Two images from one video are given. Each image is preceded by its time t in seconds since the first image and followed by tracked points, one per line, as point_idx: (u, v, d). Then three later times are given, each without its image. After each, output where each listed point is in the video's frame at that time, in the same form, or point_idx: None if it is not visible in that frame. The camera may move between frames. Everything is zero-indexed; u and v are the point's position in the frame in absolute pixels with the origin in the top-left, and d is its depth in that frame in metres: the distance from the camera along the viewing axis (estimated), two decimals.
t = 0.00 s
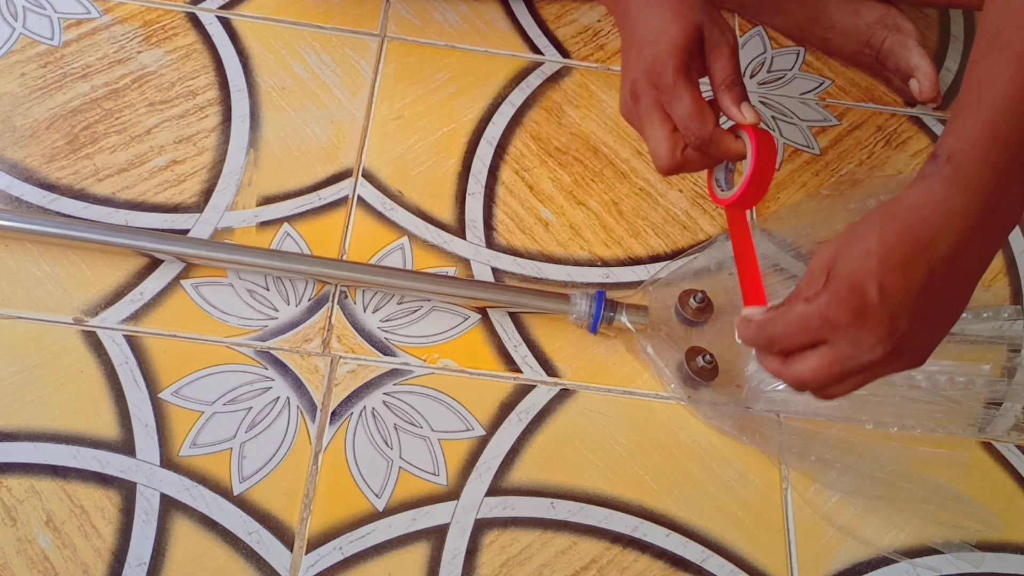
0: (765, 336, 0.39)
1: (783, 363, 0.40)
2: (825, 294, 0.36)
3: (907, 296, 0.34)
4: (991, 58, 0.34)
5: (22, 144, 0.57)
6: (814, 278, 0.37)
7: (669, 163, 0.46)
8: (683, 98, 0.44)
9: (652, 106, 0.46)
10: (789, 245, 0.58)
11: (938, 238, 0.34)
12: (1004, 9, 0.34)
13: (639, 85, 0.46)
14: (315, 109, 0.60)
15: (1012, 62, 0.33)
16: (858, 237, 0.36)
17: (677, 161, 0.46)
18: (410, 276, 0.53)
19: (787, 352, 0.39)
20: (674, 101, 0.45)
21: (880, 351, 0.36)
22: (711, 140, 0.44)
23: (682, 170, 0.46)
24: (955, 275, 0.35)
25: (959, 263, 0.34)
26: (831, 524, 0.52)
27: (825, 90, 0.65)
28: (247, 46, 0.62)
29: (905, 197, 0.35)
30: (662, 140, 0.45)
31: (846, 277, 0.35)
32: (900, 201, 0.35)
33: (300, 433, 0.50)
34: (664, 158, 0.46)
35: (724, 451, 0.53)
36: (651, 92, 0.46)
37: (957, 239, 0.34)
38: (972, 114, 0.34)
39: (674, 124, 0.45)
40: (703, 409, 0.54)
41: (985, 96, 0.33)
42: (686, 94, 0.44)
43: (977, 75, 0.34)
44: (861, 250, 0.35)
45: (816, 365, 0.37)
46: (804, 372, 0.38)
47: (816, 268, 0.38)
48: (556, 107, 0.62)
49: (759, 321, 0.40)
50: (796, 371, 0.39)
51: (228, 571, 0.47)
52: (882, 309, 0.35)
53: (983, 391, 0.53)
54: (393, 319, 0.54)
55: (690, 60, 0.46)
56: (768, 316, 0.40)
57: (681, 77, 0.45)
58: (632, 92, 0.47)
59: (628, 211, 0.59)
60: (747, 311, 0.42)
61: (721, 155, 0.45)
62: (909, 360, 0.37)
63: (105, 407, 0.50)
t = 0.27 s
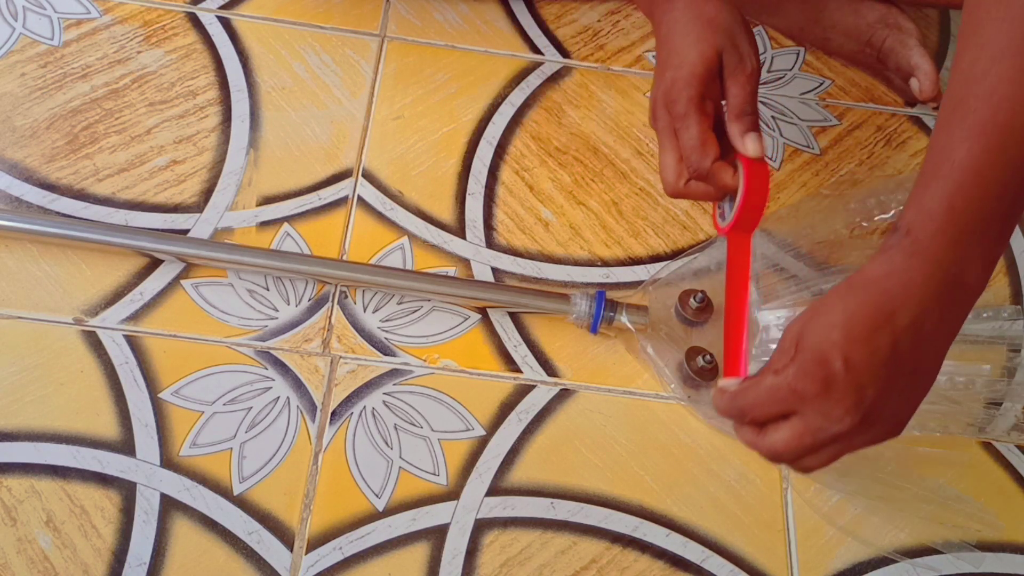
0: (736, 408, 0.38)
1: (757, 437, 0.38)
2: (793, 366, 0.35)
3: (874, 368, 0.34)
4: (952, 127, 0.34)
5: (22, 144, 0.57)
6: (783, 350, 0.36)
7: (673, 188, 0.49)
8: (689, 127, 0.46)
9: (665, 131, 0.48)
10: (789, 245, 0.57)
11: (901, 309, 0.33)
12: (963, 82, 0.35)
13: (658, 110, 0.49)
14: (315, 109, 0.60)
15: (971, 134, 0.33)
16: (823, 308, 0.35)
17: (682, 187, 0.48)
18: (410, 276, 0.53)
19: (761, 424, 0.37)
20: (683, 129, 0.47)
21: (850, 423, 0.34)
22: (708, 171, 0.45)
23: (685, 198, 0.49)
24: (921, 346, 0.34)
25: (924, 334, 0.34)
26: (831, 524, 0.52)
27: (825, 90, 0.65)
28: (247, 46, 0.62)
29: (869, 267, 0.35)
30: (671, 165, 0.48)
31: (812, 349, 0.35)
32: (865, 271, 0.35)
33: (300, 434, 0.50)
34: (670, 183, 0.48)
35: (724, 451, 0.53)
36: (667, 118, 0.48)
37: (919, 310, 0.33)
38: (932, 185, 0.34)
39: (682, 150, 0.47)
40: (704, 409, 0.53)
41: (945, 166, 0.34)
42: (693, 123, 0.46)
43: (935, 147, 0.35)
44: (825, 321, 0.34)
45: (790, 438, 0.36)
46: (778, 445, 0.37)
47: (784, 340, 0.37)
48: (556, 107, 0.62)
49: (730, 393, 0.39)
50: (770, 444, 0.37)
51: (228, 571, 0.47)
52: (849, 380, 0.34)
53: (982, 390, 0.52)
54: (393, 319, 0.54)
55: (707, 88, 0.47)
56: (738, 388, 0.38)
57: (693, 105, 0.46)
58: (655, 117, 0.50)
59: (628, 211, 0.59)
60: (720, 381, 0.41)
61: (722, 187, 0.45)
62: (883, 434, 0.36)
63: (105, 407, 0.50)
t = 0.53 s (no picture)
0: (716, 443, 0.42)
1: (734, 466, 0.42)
2: (767, 410, 0.39)
3: (844, 412, 0.37)
4: (927, 174, 0.37)
5: (22, 144, 0.57)
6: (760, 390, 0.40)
7: (671, 200, 0.49)
8: (689, 141, 0.47)
9: (665, 144, 0.49)
10: (789, 245, 0.57)
11: (873, 355, 0.36)
12: (942, 125, 0.37)
13: (658, 122, 0.50)
14: (315, 109, 0.60)
15: (946, 180, 0.36)
16: (798, 351, 0.38)
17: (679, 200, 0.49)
18: (410, 276, 0.53)
19: (739, 457, 0.41)
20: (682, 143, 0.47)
21: (819, 464, 0.38)
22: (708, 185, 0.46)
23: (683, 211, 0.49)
24: (891, 388, 0.37)
25: (895, 377, 0.37)
26: (831, 524, 0.52)
27: (825, 90, 0.65)
28: (247, 46, 0.62)
29: (846, 310, 0.38)
30: (670, 177, 0.49)
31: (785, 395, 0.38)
32: (841, 315, 0.38)
33: (300, 433, 0.50)
34: (669, 193, 0.49)
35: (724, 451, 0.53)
36: (666, 131, 0.49)
37: (891, 355, 0.36)
38: (907, 232, 0.36)
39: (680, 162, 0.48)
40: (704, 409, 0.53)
41: (920, 212, 0.36)
42: (693, 137, 0.47)
43: (915, 189, 0.37)
44: (800, 366, 0.38)
45: (763, 474, 0.40)
46: (752, 479, 0.41)
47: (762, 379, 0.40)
48: (556, 107, 0.62)
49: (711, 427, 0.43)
50: (745, 476, 0.41)
51: (228, 571, 0.47)
52: (819, 425, 0.37)
53: (983, 390, 0.52)
54: (393, 319, 0.54)
55: (707, 102, 0.48)
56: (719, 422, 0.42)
57: (693, 119, 0.47)
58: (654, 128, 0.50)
59: (628, 211, 0.59)
60: (704, 409, 0.45)
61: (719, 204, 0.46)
62: (855, 469, 0.40)
63: (105, 407, 0.50)
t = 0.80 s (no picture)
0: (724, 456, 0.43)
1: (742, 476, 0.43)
2: (772, 424, 0.39)
3: (849, 425, 0.37)
4: (929, 185, 0.37)
5: (22, 144, 0.57)
6: (766, 404, 0.40)
7: (678, 207, 0.49)
8: (698, 149, 0.47)
9: (672, 151, 0.49)
10: (789, 245, 0.57)
11: (878, 367, 0.37)
12: (944, 136, 0.37)
13: (664, 129, 0.49)
14: (315, 109, 0.60)
15: (949, 191, 0.36)
16: (802, 365, 0.39)
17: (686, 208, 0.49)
18: (410, 276, 0.53)
19: (746, 468, 0.42)
20: (690, 151, 0.47)
21: (825, 476, 0.39)
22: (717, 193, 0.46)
23: (690, 218, 0.49)
24: (896, 399, 0.37)
25: (900, 389, 0.37)
26: (831, 524, 0.52)
27: (825, 90, 0.65)
28: (247, 46, 0.62)
29: (850, 323, 0.38)
30: (677, 184, 0.49)
31: (790, 410, 0.38)
32: (845, 329, 0.38)
33: (300, 433, 0.50)
34: (675, 201, 0.49)
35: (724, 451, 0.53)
36: (673, 139, 0.49)
37: (895, 367, 0.37)
38: (910, 244, 0.37)
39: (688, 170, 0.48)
40: (704, 409, 0.53)
41: (922, 224, 0.36)
42: (701, 145, 0.47)
43: (917, 201, 0.37)
44: (805, 380, 0.38)
45: (770, 484, 0.41)
46: (760, 490, 0.42)
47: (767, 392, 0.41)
48: (556, 107, 0.62)
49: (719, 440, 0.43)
50: (753, 486, 0.42)
51: (228, 571, 0.47)
52: (824, 438, 0.38)
53: (983, 390, 0.52)
54: (393, 319, 0.54)
55: (714, 109, 0.48)
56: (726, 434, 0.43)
57: (701, 126, 0.47)
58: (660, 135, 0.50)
59: (628, 211, 0.59)
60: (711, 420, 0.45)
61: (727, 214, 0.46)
62: (862, 478, 0.40)
63: (105, 407, 0.50)
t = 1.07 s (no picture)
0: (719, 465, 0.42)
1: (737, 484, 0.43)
2: (766, 435, 0.39)
3: (843, 435, 0.37)
4: (921, 196, 0.37)
5: (22, 145, 0.57)
6: (760, 413, 0.40)
7: (671, 212, 0.50)
8: (690, 156, 0.47)
9: (665, 156, 0.49)
10: (789, 245, 0.57)
11: (871, 378, 0.37)
12: (936, 147, 0.37)
13: (658, 134, 0.50)
14: (315, 108, 0.60)
15: (941, 202, 0.36)
16: (795, 375, 0.38)
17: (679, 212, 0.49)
18: (410, 276, 0.53)
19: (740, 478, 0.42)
20: (683, 157, 0.48)
21: (819, 484, 0.39)
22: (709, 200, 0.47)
23: (683, 222, 0.50)
24: (889, 408, 0.38)
25: (893, 398, 0.37)
26: (831, 524, 0.52)
27: (825, 90, 0.65)
28: (247, 46, 0.62)
29: (843, 334, 0.38)
30: (669, 188, 0.49)
31: (784, 421, 0.38)
32: (838, 339, 0.38)
33: (300, 433, 0.50)
34: (668, 206, 0.49)
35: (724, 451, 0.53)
36: (667, 144, 0.49)
37: (889, 377, 0.37)
38: (903, 255, 0.37)
39: (680, 176, 0.48)
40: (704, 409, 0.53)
41: (915, 235, 0.36)
42: (693, 151, 0.47)
43: (909, 211, 0.37)
44: (799, 391, 0.38)
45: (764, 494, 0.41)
46: (755, 499, 0.42)
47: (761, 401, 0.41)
48: (556, 107, 0.62)
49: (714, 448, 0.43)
50: (748, 494, 0.42)
51: (228, 571, 0.47)
52: (819, 449, 0.37)
53: (983, 392, 0.52)
54: (393, 319, 0.54)
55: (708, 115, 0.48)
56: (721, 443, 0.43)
57: (694, 132, 0.47)
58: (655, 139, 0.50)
59: (628, 211, 0.59)
60: (707, 429, 0.46)
61: (719, 220, 0.47)
62: (854, 486, 0.40)
63: (105, 407, 0.50)
